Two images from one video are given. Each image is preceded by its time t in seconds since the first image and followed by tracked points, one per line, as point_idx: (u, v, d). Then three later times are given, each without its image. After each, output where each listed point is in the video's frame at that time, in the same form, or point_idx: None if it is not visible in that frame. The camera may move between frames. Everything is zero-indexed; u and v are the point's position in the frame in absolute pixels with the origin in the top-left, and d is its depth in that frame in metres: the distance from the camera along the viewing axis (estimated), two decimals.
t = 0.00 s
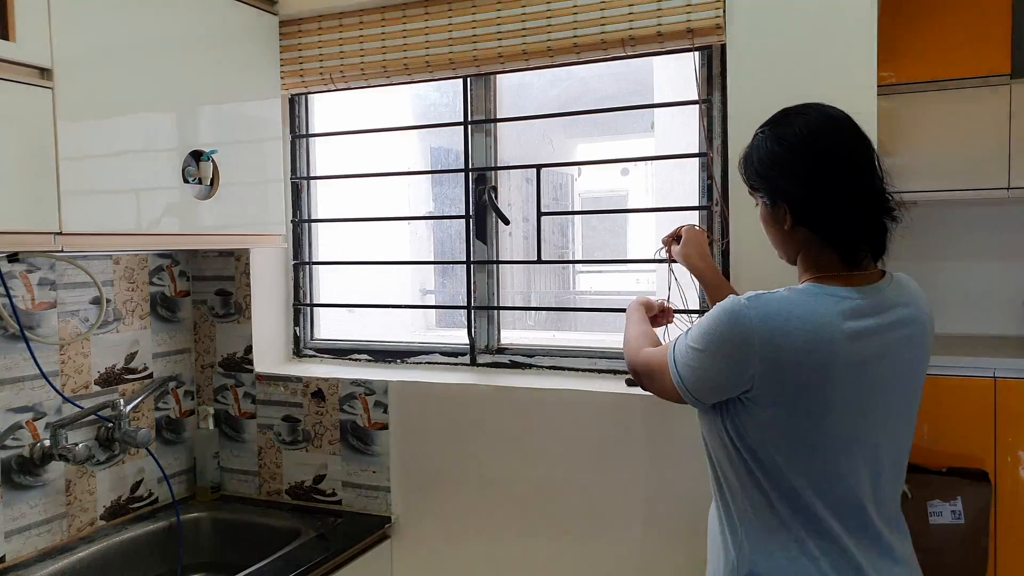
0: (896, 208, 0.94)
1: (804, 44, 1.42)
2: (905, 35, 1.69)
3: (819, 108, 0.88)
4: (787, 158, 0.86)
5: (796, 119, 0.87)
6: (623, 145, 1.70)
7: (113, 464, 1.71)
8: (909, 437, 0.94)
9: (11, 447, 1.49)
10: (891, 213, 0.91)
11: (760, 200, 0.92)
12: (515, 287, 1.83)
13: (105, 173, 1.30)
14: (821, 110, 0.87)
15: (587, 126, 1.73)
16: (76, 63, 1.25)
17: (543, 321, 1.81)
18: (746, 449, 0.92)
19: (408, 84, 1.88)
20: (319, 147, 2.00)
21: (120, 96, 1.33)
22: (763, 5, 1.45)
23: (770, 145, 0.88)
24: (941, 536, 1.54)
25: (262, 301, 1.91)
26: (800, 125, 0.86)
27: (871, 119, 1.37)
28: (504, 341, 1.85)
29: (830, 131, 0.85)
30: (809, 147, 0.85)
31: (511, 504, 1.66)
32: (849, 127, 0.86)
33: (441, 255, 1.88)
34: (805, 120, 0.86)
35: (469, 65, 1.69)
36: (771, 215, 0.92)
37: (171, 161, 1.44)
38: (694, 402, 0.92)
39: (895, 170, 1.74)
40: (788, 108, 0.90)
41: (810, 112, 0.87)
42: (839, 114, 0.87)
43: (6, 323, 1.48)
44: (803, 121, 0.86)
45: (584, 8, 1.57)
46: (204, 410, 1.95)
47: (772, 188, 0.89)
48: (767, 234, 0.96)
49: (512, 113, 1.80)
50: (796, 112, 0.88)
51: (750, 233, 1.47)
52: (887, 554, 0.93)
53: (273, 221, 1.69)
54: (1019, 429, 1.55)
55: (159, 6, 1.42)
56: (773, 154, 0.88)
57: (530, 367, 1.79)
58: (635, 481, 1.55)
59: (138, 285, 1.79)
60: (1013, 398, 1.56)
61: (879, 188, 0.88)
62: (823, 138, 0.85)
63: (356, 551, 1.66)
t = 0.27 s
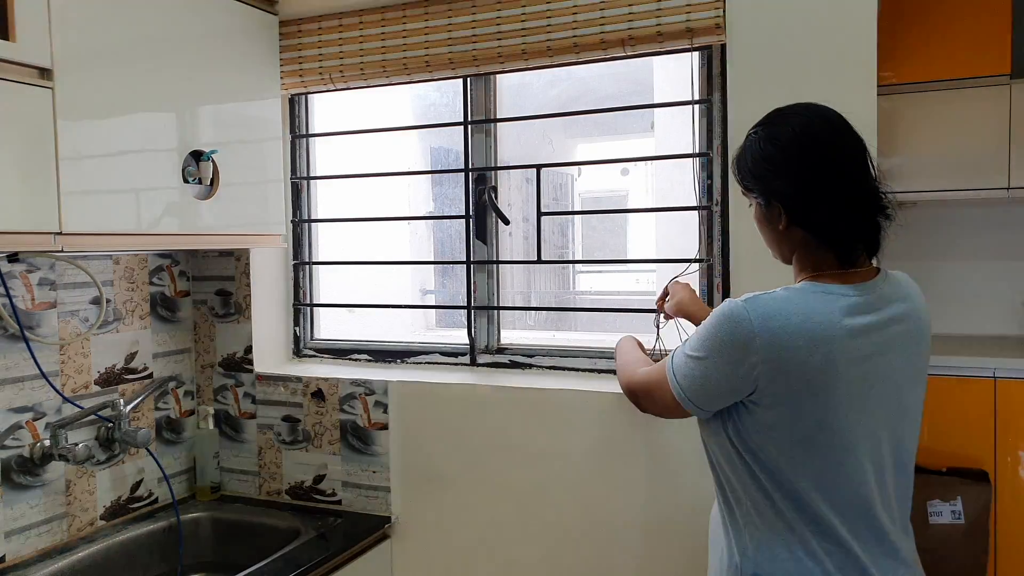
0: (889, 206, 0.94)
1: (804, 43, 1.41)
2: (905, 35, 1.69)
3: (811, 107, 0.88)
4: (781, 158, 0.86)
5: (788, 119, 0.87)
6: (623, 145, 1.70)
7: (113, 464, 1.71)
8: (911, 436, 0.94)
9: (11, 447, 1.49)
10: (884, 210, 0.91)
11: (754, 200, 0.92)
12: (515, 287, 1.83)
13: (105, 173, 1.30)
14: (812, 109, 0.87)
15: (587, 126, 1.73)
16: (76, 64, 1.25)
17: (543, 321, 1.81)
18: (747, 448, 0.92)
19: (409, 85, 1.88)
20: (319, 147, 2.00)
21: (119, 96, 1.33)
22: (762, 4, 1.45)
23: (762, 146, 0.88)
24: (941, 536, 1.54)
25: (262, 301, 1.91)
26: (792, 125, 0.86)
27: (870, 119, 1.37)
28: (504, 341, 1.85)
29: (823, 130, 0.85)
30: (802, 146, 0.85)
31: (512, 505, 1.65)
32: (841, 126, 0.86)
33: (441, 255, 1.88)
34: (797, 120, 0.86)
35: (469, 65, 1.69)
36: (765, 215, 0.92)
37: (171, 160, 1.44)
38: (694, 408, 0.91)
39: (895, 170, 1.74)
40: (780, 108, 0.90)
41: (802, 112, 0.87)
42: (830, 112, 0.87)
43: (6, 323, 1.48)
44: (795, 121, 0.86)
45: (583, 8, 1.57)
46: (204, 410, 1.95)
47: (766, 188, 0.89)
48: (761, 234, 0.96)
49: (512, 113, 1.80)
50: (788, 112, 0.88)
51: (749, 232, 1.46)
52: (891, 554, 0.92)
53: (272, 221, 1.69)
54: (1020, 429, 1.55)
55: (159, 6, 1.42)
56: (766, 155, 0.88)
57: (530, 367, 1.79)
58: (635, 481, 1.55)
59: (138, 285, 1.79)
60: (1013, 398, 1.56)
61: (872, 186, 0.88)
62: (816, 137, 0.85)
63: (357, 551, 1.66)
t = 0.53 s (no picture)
0: (883, 205, 0.94)
1: (804, 44, 1.42)
2: (905, 35, 1.69)
3: (802, 107, 0.88)
4: (775, 158, 0.86)
5: (781, 119, 0.87)
6: (623, 145, 1.71)
7: (113, 464, 1.71)
8: (911, 435, 0.94)
9: (11, 447, 1.49)
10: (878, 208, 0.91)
11: (748, 201, 0.92)
12: (515, 287, 1.83)
13: (105, 173, 1.30)
14: (804, 109, 0.88)
15: (587, 126, 1.73)
16: (76, 64, 1.25)
17: (543, 321, 1.81)
18: (746, 448, 0.92)
19: (408, 85, 1.88)
20: (319, 147, 2.00)
21: (120, 96, 1.33)
22: (763, 5, 1.45)
23: (755, 147, 0.88)
24: (941, 536, 1.54)
25: (262, 301, 1.91)
26: (785, 125, 0.86)
27: (871, 120, 1.37)
28: (504, 341, 1.85)
29: (815, 130, 0.85)
30: (795, 146, 0.85)
31: (512, 505, 1.65)
32: (833, 126, 0.86)
33: (441, 255, 1.88)
34: (790, 120, 0.87)
35: (469, 65, 1.69)
36: (760, 216, 0.92)
37: (171, 160, 1.44)
38: (693, 414, 0.90)
39: (895, 170, 1.74)
40: (772, 108, 0.90)
41: (794, 112, 0.87)
42: (822, 112, 0.87)
43: (6, 323, 1.48)
44: (787, 121, 0.87)
45: (584, 8, 1.57)
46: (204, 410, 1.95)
47: (760, 189, 0.89)
48: (756, 234, 0.96)
49: (512, 113, 1.80)
50: (780, 113, 0.88)
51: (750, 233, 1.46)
52: (894, 554, 0.92)
53: (273, 221, 1.69)
54: (1019, 429, 1.55)
55: (160, 6, 1.42)
56: (759, 155, 0.88)
57: (530, 367, 1.79)
58: (635, 481, 1.55)
59: (138, 285, 1.79)
60: (1013, 398, 1.56)
61: (865, 185, 0.88)
62: (809, 137, 0.85)
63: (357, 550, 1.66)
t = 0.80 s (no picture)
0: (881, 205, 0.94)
1: (804, 43, 1.41)
2: (905, 35, 1.69)
3: (800, 107, 0.88)
4: (772, 159, 0.86)
5: (778, 119, 0.87)
6: (623, 145, 1.70)
7: (113, 464, 1.71)
8: (913, 437, 0.94)
9: (11, 447, 1.49)
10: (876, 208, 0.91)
11: (746, 201, 0.92)
12: (515, 287, 1.83)
13: (105, 173, 1.30)
14: (802, 108, 0.87)
15: (587, 126, 1.73)
16: (75, 64, 1.25)
17: (543, 321, 1.81)
18: (746, 449, 0.92)
19: (408, 85, 1.88)
20: (319, 147, 2.00)
21: (120, 97, 1.33)
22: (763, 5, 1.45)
23: (753, 147, 0.88)
24: (941, 536, 1.53)
25: (262, 301, 1.91)
26: (782, 125, 0.86)
27: (870, 119, 1.37)
28: (504, 341, 1.85)
29: (813, 130, 0.85)
30: (793, 147, 0.85)
31: (512, 505, 1.65)
32: (831, 126, 0.86)
33: (441, 255, 1.88)
34: (788, 120, 0.86)
35: (469, 65, 1.69)
36: (758, 216, 0.92)
37: (171, 161, 1.44)
38: (693, 414, 0.90)
39: (895, 170, 1.74)
40: (770, 108, 0.90)
41: (792, 113, 0.87)
42: (820, 111, 0.87)
43: (6, 323, 1.48)
44: (785, 121, 0.86)
45: (583, 8, 1.57)
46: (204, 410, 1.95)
47: (757, 189, 0.89)
48: (754, 234, 0.96)
49: (512, 113, 1.80)
50: (777, 113, 0.88)
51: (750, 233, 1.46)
52: (895, 555, 0.92)
53: (272, 221, 1.69)
54: (1020, 429, 1.55)
55: (160, 6, 1.42)
56: (756, 156, 0.88)
57: (530, 367, 1.79)
58: (635, 481, 1.55)
59: (138, 285, 1.79)
60: (1013, 398, 1.56)
61: (863, 184, 0.88)
62: (807, 137, 0.85)
63: (357, 550, 1.66)
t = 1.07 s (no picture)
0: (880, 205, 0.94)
1: (804, 44, 1.41)
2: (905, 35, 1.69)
3: (800, 107, 0.88)
4: (772, 158, 0.86)
5: (779, 119, 0.87)
6: (623, 145, 1.70)
7: (113, 464, 1.71)
8: (910, 435, 0.94)
9: (11, 447, 1.49)
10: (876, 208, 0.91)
11: (746, 200, 0.92)
12: (515, 287, 1.83)
13: (105, 173, 1.30)
14: (802, 109, 0.87)
15: (587, 126, 1.73)
16: (75, 64, 1.25)
17: (543, 321, 1.81)
18: (742, 447, 0.92)
19: (408, 85, 1.88)
20: (319, 147, 2.00)
21: (120, 97, 1.33)
22: (763, 5, 1.45)
23: (753, 147, 0.88)
24: (941, 536, 1.54)
25: (262, 301, 1.91)
26: (782, 125, 0.86)
27: (870, 120, 1.37)
28: (504, 341, 1.85)
29: (813, 130, 0.85)
30: (792, 147, 0.85)
31: (511, 505, 1.65)
32: (831, 126, 0.86)
33: (441, 255, 1.88)
34: (788, 120, 0.86)
35: (469, 65, 1.69)
36: (757, 216, 0.92)
37: (171, 161, 1.44)
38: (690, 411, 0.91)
39: (895, 170, 1.74)
40: (770, 108, 0.90)
41: (793, 113, 0.87)
42: (820, 112, 0.87)
43: (6, 323, 1.48)
44: (785, 121, 0.87)
45: (584, 8, 1.57)
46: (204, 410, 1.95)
47: (757, 189, 0.89)
48: (754, 233, 0.96)
49: (512, 113, 1.80)
50: (778, 113, 0.88)
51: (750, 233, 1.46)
52: (891, 553, 0.92)
53: (272, 221, 1.69)
54: (1019, 429, 1.55)
55: (160, 6, 1.42)
56: (756, 155, 0.88)
57: (530, 367, 1.79)
58: (635, 481, 1.55)
59: (138, 285, 1.79)
60: (1013, 398, 1.56)
61: (863, 185, 0.88)
62: (807, 137, 0.85)
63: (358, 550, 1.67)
